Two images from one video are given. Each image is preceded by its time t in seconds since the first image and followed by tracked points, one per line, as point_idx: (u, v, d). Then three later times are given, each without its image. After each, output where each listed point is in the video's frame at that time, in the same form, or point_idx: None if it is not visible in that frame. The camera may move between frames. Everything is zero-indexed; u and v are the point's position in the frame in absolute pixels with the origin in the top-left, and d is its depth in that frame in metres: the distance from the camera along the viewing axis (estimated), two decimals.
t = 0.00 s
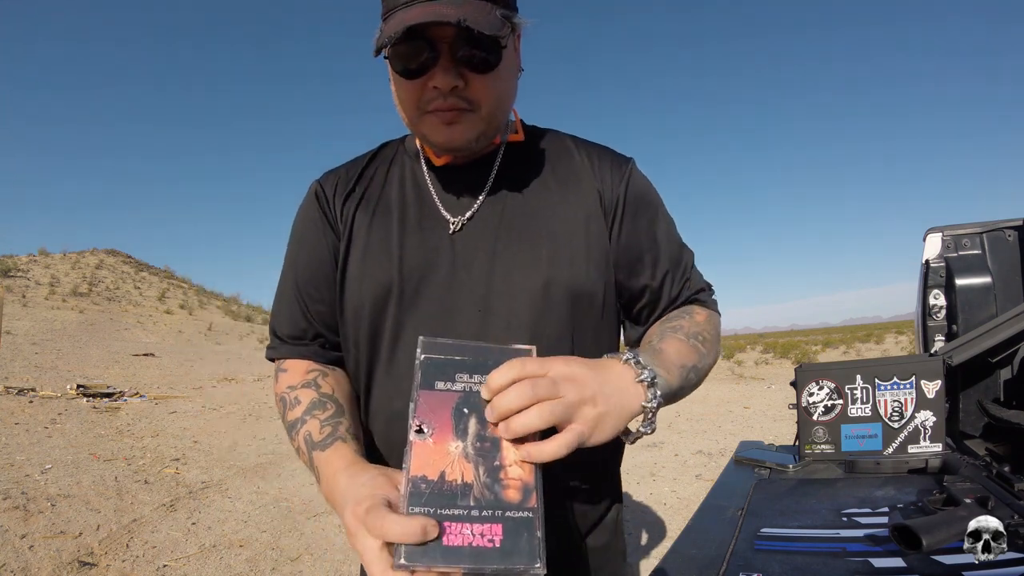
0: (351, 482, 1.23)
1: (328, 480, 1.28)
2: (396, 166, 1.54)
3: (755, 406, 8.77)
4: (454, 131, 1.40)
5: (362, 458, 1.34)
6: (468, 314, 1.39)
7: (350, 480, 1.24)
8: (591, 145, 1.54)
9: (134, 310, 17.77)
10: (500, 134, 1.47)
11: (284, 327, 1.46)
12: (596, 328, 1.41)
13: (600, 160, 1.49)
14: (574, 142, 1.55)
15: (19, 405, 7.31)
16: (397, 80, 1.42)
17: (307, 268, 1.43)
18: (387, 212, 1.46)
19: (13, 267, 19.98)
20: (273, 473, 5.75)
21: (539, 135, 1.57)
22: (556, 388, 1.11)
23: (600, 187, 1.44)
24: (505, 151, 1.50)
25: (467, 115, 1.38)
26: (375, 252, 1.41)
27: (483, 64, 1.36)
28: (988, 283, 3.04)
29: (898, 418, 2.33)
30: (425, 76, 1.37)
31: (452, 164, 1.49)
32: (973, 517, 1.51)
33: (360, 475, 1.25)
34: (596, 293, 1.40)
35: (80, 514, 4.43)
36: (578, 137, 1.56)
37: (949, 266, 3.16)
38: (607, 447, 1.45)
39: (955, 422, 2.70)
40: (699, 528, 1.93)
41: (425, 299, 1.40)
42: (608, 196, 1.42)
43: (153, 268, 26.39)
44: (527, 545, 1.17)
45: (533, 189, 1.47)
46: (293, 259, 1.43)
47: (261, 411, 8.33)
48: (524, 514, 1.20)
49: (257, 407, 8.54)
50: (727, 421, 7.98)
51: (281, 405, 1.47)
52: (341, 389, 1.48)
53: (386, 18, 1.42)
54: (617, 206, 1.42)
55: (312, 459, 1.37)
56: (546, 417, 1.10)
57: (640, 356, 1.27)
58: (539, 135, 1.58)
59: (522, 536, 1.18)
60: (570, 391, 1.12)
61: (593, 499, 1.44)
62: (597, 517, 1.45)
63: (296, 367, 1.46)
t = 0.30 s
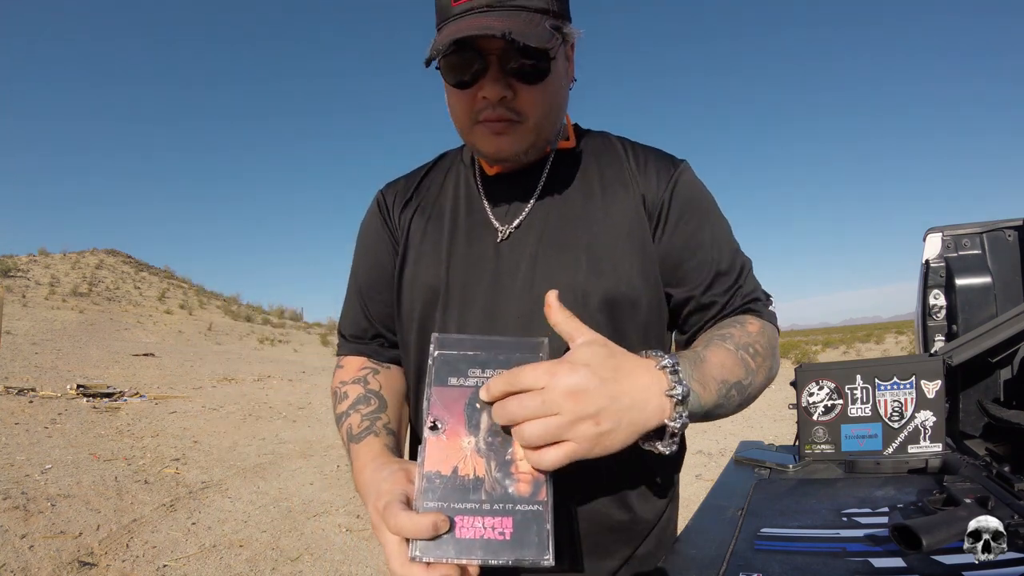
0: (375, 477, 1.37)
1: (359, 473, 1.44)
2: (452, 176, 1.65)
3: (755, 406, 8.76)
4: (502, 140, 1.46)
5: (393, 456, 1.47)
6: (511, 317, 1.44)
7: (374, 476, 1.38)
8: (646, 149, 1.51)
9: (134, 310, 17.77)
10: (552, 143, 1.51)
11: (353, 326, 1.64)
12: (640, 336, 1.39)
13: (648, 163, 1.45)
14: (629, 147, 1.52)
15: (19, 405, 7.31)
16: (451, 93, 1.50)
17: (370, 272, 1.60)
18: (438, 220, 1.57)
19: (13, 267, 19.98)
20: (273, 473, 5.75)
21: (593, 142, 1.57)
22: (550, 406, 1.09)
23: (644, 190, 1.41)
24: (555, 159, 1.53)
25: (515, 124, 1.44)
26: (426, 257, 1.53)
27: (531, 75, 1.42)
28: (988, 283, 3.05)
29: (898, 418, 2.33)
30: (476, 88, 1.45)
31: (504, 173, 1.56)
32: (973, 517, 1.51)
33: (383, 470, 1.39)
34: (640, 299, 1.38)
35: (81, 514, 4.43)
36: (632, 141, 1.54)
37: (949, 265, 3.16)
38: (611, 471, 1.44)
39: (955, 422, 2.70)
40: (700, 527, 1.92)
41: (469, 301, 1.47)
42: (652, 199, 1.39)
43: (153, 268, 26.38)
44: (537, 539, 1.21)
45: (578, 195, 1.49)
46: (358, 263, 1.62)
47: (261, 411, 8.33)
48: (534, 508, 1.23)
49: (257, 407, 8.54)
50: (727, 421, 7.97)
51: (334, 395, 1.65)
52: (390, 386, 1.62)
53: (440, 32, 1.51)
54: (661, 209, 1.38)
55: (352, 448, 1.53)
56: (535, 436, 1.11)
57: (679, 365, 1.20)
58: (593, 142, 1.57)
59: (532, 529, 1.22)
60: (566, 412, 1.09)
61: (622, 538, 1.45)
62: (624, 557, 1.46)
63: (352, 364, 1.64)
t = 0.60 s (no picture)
0: (387, 467, 1.38)
1: (372, 461, 1.46)
2: (473, 172, 1.66)
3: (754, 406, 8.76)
4: (520, 141, 1.46)
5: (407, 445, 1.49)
6: (521, 315, 1.45)
7: (387, 465, 1.39)
8: (667, 148, 1.48)
9: (134, 310, 17.76)
10: (571, 143, 1.51)
11: (374, 319, 1.67)
12: (647, 337, 1.38)
13: (666, 162, 1.43)
14: (648, 145, 1.50)
15: (19, 405, 7.31)
16: (469, 94, 1.51)
17: (392, 266, 1.63)
18: (456, 215, 1.59)
19: (13, 267, 19.99)
20: (273, 473, 5.75)
21: (612, 141, 1.56)
22: (530, 427, 1.12)
23: (658, 191, 1.39)
24: (574, 158, 1.53)
25: (533, 126, 1.44)
26: (444, 253, 1.55)
27: (548, 76, 1.42)
28: (988, 283, 3.05)
29: (898, 418, 2.33)
30: (493, 90, 1.46)
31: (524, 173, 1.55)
32: (973, 517, 1.51)
33: (396, 460, 1.40)
34: (649, 300, 1.37)
35: (81, 514, 4.43)
36: (653, 140, 1.51)
37: (949, 265, 3.16)
38: (603, 489, 1.44)
39: (955, 422, 2.70)
40: (700, 527, 1.92)
41: (483, 297, 1.49)
42: (664, 201, 1.37)
43: (153, 268, 26.39)
44: (545, 531, 1.24)
45: (592, 195, 1.48)
46: (380, 256, 1.66)
47: (261, 411, 8.33)
48: (544, 501, 1.25)
49: (257, 408, 8.54)
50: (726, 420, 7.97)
51: (353, 383, 1.68)
52: (409, 377, 1.65)
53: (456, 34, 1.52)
54: (673, 211, 1.36)
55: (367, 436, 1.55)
56: (524, 457, 1.15)
57: (668, 375, 1.18)
58: (613, 140, 1.56)
59: (541, 522, 1.25)
60: (547, 431, 1.11)
61: (626, 541, 1.44)
62: (630, 560, 1.45)
63: (372, 355, 1.66)
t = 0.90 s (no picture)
0: (386, 463, 1.38)
1: (370, 456, 1.46)
2: (475, 171, 1.66)
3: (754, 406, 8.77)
4: (518, 141, 1.46)
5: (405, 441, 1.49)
6: (517, 317, 1.46)
7: (386, 461, 1.39)
8: (668, 153, 1.47)
9: (134, 310, 17.77)
10: (570, 144, 1.50)
11: (375, 312, 1.67)
12: (643, 341, 1.38)
13: (667, 167, 1.42)
14: (649, 150, 1.49)
15: (19, 405, 7.31)
16: (467, 96, 1.51)
17: (394, 262, 1.64)
18: (457, 214, 1.59)
19: (13, 267, 19.99)
20: (273, 473, 5.75)
21: (611, 144, 1.55)
22: (521, 431, 1.12)
23: (657, 197, 1.38)
24: (573, 158, 1.53)
25: (530, 127, 1.44)
26: (443, 251, 1.55)
27: (545, 78, 1.41)
28: (988, 283, 3.05)
29: (898, 418, 2.33)
30: (490, 91, 1.46)
31: (523, 173, 1.55)
32: (973, 517, 1.51)
33: (394, 456, 1.40)
34: (645, 305, 1.37)
35: (80, 514, 4.42)
36: (655, 144, 1.51)
37: (949, 265, 3.16)
38: (595, 493, 1.43)
39: (955, 422, 2.70)
40: (700, 527, 1.92)
41: (479, 297, 1.49)
42: (662, 207, 1.37)
43: (153, 268, 26.39)
44: (542, 531, 1.23)
45: (589, 198, 1.48)
46: (382, 252, 1.66)
47: (261, 411, 8.33)
48: (542, 503, 1.25)
49: (257, 408, 8.54)
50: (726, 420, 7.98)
51: (354, 378, 1.68)
52: (409, 373, 1.64)
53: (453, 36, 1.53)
54: (671, 217, 1.35)
55: (365, 429, 1.55)
56: (516, 459, 1.15)
57: (661, 387, 1.17)
58: (613, 143, 1.55)
59: (539, 521, 1.24)
60: (536, 437, 1.11)
61: (617, 541, 1.44)
62: (617, 562, 1.45)
63: (372, 349, 1.66)
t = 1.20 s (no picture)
0: (392, 468, 1.38)
1: (377, 460, 1.46)
2: (478, 169, 1.67)
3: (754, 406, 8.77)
4: (522, 138, 1.46)
5: (410, 444, 1.49)
6: (520, 316, 1.46)
7: (392, 467, 1.39)
8: (673, 151, 1.47)
9: (134, 310, 17.77)
10: (575, 141, 1.50)
11: (379, 312, 1.68)
12: (648, 342, 1.38)
13: (672, 166, 1.42)
14: (654, 148, 1.49)
15: (19, 405, 7.31)
16: (470, 93, 1.51)
17: (397, 261, 1.64)
18: (460, 213, 1.59)
19: (13, 267, 20.00)
20: (273, 473, 5.75)
21: (615, 142, 1.55)
22: (531, 440, 1.12)
23: (662, 197, 1.38)
24: (577, 155, 1.53)
25: (534, 123, 1.44)
26: (446, 251, 1.55)
27: (548, 73, 1.41)
28: (988, 283, 3.05)
29: (898, 418, 2.33)
30: (493, 87, 1.46)
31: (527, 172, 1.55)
32: (973, 517, 1.51)
33: (401, 461, 1.40)
34: (651, 305, 1.37)
35: (80, 514, 4.43)
36: (659, 143, 1.51)
37: (949, 265, 3.16)
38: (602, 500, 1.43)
39: (955, 422, 2.70)
40: (700, 527, 1.92)
41: (483, 297, 1.49)
42: (667, 207, 1.37)
43: (153, 268, 26.38)
44: (551, 539, 1.25)
45: (593, 196, 1.48)
46: (386, 253, 1.66)
47: (261, 411, 8.33)
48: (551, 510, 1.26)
49: (257, 408, 8.54)
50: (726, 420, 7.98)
51: (359, 380, 1.68)
52: (413, 375, 1.64)
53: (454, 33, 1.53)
54: (677, 217, 1.35)
55: (372, 432, 1.56)
56: (526, 468, 1.15)
57: (674, 392, 1.17)
58: (617, 141, 1.56)
59: (548, 529, 1.26)
60: (547, 446, 1.10)
61: (621, 544, 1.44)
62: (620, 564, 1.44)
63: (377, 351, 1.67)
